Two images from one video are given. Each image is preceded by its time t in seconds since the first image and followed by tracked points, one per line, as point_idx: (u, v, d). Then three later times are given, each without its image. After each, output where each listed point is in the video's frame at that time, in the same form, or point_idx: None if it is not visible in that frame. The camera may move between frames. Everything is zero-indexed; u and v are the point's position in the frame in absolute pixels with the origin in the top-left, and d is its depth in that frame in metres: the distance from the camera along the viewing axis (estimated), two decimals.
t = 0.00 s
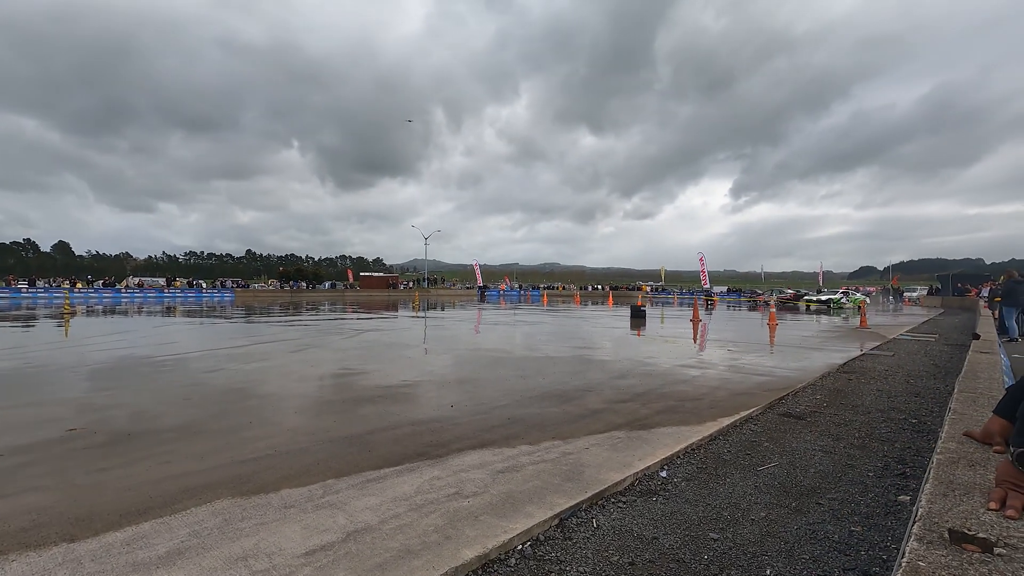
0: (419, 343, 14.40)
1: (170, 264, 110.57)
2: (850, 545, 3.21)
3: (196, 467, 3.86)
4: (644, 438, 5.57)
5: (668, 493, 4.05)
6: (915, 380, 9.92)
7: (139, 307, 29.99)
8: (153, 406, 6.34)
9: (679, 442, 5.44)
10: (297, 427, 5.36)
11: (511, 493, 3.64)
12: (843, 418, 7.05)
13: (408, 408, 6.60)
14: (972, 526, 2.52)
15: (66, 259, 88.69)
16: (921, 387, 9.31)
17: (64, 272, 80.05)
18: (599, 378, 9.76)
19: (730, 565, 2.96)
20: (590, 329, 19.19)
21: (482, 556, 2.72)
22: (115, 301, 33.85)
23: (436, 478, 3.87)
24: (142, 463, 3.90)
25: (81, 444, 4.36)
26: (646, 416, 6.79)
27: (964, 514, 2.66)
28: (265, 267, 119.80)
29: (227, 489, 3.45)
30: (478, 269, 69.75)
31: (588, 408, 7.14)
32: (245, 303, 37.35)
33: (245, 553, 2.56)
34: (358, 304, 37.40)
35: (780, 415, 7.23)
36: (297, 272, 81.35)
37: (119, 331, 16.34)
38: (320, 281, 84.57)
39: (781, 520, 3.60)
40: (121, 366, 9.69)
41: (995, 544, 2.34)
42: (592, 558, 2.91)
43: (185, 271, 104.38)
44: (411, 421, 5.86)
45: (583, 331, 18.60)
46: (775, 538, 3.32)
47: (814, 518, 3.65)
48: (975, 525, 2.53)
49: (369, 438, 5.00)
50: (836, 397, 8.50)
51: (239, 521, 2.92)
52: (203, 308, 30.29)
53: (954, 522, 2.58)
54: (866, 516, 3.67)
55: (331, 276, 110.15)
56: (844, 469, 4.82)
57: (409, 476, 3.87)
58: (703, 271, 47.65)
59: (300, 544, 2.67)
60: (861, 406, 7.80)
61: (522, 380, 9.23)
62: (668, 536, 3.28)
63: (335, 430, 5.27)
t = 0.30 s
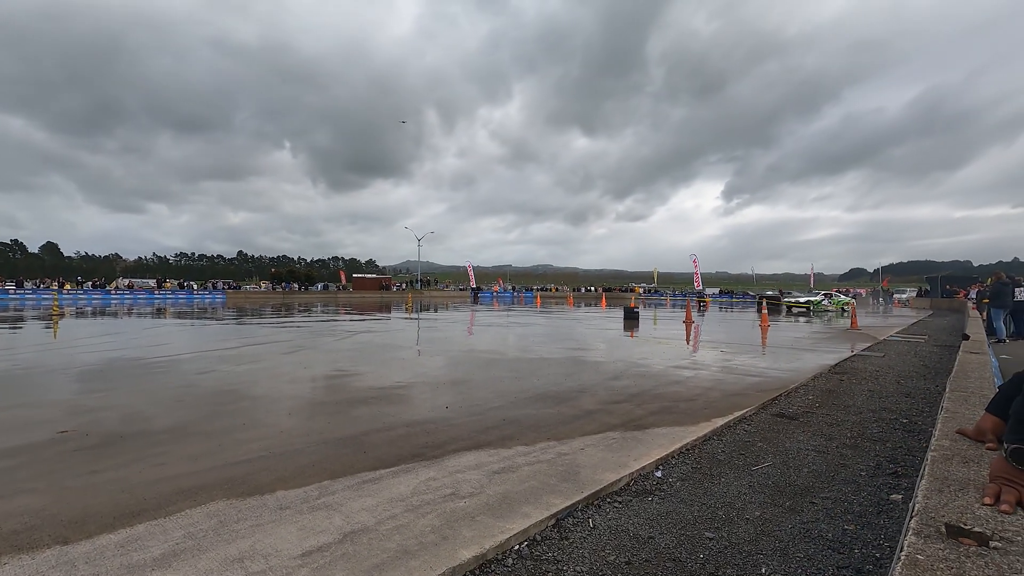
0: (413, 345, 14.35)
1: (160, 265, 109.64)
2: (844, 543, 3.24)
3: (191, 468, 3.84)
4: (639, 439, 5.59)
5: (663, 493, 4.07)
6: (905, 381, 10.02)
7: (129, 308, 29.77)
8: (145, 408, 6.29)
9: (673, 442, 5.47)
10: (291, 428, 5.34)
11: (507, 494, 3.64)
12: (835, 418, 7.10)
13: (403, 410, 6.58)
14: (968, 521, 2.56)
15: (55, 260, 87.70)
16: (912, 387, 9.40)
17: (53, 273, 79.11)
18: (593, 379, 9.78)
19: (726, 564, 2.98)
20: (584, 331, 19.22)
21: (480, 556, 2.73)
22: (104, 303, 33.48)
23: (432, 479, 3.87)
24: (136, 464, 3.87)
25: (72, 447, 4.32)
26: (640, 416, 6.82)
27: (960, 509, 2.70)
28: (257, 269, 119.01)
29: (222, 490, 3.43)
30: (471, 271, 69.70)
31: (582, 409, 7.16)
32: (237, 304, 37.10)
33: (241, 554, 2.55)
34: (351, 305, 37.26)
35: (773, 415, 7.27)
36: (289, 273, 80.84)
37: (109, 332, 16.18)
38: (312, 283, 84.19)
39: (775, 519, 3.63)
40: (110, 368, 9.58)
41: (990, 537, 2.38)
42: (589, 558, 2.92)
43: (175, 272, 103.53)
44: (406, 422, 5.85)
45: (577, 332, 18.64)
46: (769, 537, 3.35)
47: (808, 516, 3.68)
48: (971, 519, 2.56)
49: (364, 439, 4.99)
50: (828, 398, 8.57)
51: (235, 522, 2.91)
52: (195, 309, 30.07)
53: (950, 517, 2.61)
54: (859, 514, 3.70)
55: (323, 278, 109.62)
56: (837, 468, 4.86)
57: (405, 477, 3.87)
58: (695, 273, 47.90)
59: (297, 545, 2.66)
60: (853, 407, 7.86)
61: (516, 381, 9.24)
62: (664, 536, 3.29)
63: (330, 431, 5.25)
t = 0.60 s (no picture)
0: (404, 347, 14.30)
1: (149, 267, 108.57)
2: (833, 546, 3.25)
3: (178, 473, 3.79)
4: (630, 441, 5.59)
5: (655, 496, 4.06)
6: (894, 383, 10.11)
7: (118, 311, 29.42)
8: (132, 412, 6.21)
9: (664, 445, 5.47)
10: (280, 432, 5.28)
11: (498, 498, 3.62)
12: (825, 420, 7.15)
13: (394, 413, 6.54)
14: (953, 524, 2.57)
15: (42, 262, 86.58)
16: (900, 389, 9.48)
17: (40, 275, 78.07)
18: (585, 381, 9.78)
19: (716, 568, 2.98)
20: (576, 333, 19.24)
21: (470, 561, 2.71)
22: (92, 305, 33.08)
23: (422, 483, 3.85)
24: (123, 469, 3.82)
25: (56, 452, 4.25)
26: (632, 419, 6.82)
27: (945, 513, 2.71)
28: (248, 271, 118.16)
29: (209, 495, 3.38)
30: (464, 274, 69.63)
31: (574, 412, 7.16)
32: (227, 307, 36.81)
33: (227, 561, 2.52)
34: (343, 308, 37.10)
35: (764, 418, 7.31)
36: (281, 276, 80.30)
37: (96, 335, 15.97)
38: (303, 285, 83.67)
39: (765, 522, 3.64)
40: (97, 372, 9.46)
41: (974, 541, 2.39)
42: (579, 563, 2.91)
43: (165, 274, 102.54)
44: (396, 426, 5.81)
45: (569, 335, 18.65)
46: (759, 539, 3.35)
47: (797, 519, 3.69)
48: (956, 523, 2.58)
49: (354, 443, 4.96)
50: (818, 400, 8.63)
51: (222, 529, 2.87)
52: (185, 312, 29.84)
53: (934, 521, 2.63)
54: (848, 516, 3.72)
55: (315, 280, 108.98)
56: (826, 471, 4.88)
57: (395, 481, 3.84)
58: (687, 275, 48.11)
59: (284, 552, 2.63)
60: (843, 409, 7.92)
61: (508, 384, 9.22)
62: (655, 539, 3.29)
63: (319, 436, 5.20)
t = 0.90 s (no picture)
0: (401, 344, 14.28)
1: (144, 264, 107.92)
2: (828, 541, 3.27)
3: (173, 471, 3.78)
4: (627, 438, 5.60)
5: (651, 492, 4.08)
6: (889, 379, 10.16)
7: (112, 308, 29.23)
8: (127, 410, 6.18)
9: (661, 442, 5.49)
10: (276, 430, 5.27)
11: (494, 494, 3.63)
12: (820, 416, 7.18)
13: (390, 410, 6.53)
14: (947, 519, 2.59)
15: (35, 259, 85.94)
16: (895, 385, 9.53)
17: (32, 272, 77.47)
18: (582, 378, 9.79)
19: (712, 563, 2.99)
20: (573, 330, 19.24)
21: (466, 557, 2.71)
22: (86, 303, 32.86)
23: (419, 480, 3.84)
24: (119, 467, 3.81)
25: (51, 450, 4.22)
26: (628, 416, 6.84)
27: (938, 508, 2.74)
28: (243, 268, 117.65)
29: (205, 493, 3.38)
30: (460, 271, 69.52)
31: (571, 409, 7.17)
32: (222, 304, 36.66)
33: (224, 558, 2.51)
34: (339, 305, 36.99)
35: (759, 414, 7.34)
36: (276, 272, 80.00)
37: (90, 333, 15.87)
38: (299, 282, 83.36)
39: (761, 517, 3.66)
40: (92, 370, 9.41)
41: (968, 535, 2.41)
42: (576, 558, 2.92)
43: (159, 271, 101.95)
44: (393, 423, 5.81)
45: (565, 332, 18.67)
46: (754, 535, 3.37)
47: (792, 514, 3.72)
48: (950, 518, 2.60)
49: (350, 440, 4.95)
50: (813, 396, 8.67)
51: (218, 526, 2.87)
52: (180, 309, 29.68)
53: (929, 515, 2.65)
54: (842, 512, 3.74)
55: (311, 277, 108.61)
56: (821, 466, 4.91)
57: (391, 478, 3.84)
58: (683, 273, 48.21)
59: (281, 549, 2.63)
60: (838, 405, 7.96)
61: (505, 381, 9.22)
62: (651, 535, 3.30)
63: (316, 433, 5.19)
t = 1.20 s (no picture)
0: (401, 339, 14.29)
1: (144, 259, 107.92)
2: (827, 534, 3.29)
3: (176, 465, 3.79)
4: (627, 432, 5.62)
5: (650, 486, 4.09)
6: (889, 374, 10.17)
7: (114, 302, 29.27)
8: (129, 404, 6.20)
9: (661, 435, 5.51)
10: (277, 424, 5.28)
11: (495, 488, 3.64)
12: (820, 410, 7.20)
13: (391, 404, 6.55)
14: (947, 512, 2.60)
15: (36, 254, 85.98)
16: (895, 379, 9.55)
17: (33, 266, 77.48)
18: (582, 373, 9.80)
19: (712, 556, 3.01)
20: (573, 324, 19.26)
21: (467, 550, 2.73)
22: (87, 297, 32.89)
23: (419, 473, 3.86)
24: (121, 461, 3.83)
25: (53, 444, 4.24)
26: (628, 410, 6.86)
27: (938, 501, 2.74)
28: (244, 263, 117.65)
29: (207, 486, 3.39)
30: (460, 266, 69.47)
31: (571, 403, 7.19)
32: (223, 298, 36.69)
33: (226, 550, 2.53)
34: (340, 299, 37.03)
35: (760, 408, 7.35)
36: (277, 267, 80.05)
37: (92, 327, 15.90)
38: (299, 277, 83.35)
39: (760, 511, 3.67)
40: (93, 364, 9.44)
41: (967, 528, 2.42)
42: (576, 551, 2.93)
43: (160, 266, 101.94)
44: (394, 417, 5.83)
45: (565, 326, 18.69)
46: (753, 528, 3.39)
47: (792, 507, 3.73)
48: (949, 511, 2.61)
49: (352, 434, 4.97)
50: (814, 390, 8.68)
51: (220, 519, 2.88)
52: (181, 303, 29.70)
53: (928, 508, 2.65)
54: (842, 505, 3.76)
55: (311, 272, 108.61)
56: (821, 460, 4.93)
57: (392, 471, 3.85)
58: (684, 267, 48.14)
59: (283, 541, 2.64)
60: (838, 399, 7.97)
61: (505, 376, 9.23)
62: (651, 528, 3.32)
63: (318, 427, 5.21)
